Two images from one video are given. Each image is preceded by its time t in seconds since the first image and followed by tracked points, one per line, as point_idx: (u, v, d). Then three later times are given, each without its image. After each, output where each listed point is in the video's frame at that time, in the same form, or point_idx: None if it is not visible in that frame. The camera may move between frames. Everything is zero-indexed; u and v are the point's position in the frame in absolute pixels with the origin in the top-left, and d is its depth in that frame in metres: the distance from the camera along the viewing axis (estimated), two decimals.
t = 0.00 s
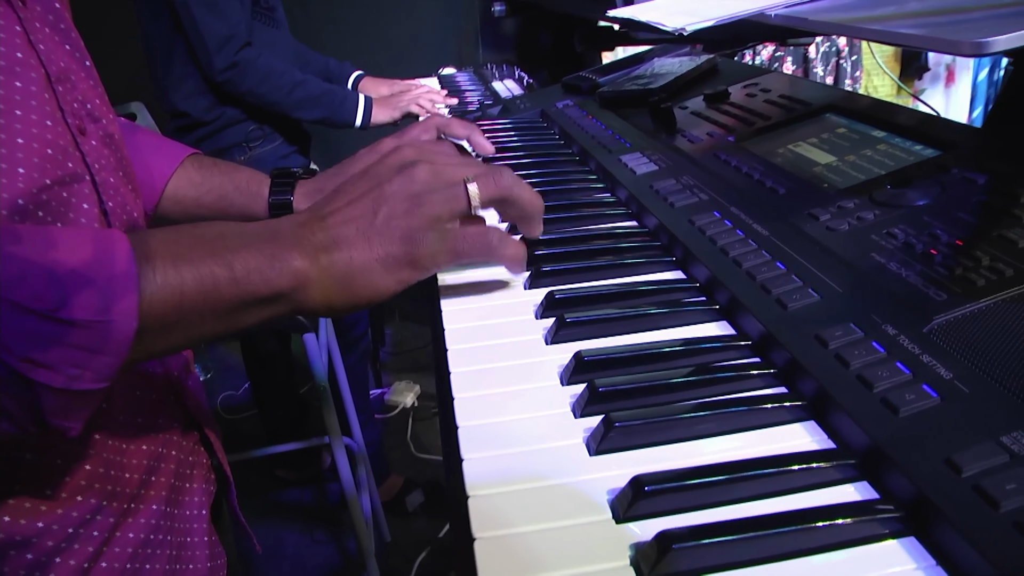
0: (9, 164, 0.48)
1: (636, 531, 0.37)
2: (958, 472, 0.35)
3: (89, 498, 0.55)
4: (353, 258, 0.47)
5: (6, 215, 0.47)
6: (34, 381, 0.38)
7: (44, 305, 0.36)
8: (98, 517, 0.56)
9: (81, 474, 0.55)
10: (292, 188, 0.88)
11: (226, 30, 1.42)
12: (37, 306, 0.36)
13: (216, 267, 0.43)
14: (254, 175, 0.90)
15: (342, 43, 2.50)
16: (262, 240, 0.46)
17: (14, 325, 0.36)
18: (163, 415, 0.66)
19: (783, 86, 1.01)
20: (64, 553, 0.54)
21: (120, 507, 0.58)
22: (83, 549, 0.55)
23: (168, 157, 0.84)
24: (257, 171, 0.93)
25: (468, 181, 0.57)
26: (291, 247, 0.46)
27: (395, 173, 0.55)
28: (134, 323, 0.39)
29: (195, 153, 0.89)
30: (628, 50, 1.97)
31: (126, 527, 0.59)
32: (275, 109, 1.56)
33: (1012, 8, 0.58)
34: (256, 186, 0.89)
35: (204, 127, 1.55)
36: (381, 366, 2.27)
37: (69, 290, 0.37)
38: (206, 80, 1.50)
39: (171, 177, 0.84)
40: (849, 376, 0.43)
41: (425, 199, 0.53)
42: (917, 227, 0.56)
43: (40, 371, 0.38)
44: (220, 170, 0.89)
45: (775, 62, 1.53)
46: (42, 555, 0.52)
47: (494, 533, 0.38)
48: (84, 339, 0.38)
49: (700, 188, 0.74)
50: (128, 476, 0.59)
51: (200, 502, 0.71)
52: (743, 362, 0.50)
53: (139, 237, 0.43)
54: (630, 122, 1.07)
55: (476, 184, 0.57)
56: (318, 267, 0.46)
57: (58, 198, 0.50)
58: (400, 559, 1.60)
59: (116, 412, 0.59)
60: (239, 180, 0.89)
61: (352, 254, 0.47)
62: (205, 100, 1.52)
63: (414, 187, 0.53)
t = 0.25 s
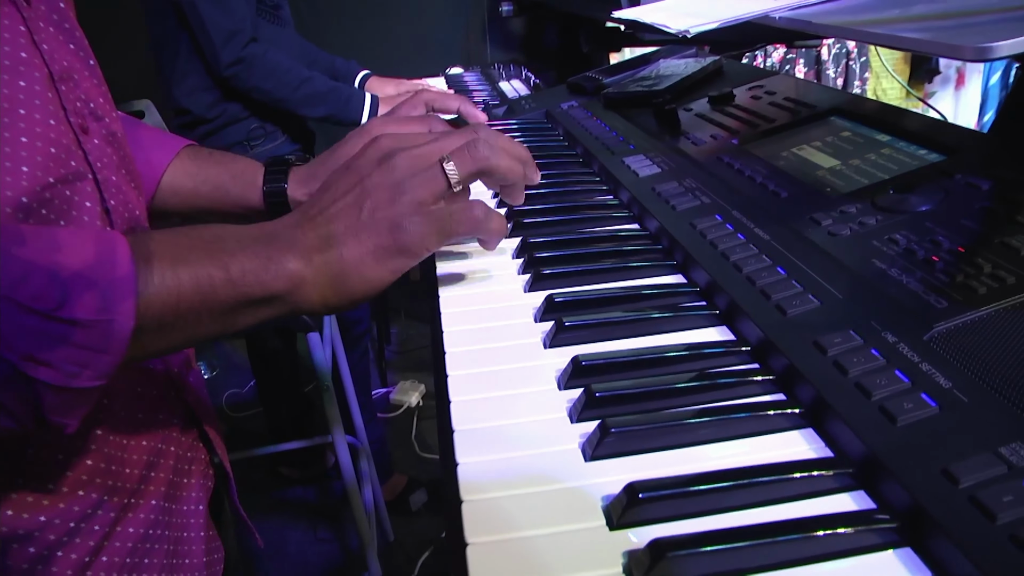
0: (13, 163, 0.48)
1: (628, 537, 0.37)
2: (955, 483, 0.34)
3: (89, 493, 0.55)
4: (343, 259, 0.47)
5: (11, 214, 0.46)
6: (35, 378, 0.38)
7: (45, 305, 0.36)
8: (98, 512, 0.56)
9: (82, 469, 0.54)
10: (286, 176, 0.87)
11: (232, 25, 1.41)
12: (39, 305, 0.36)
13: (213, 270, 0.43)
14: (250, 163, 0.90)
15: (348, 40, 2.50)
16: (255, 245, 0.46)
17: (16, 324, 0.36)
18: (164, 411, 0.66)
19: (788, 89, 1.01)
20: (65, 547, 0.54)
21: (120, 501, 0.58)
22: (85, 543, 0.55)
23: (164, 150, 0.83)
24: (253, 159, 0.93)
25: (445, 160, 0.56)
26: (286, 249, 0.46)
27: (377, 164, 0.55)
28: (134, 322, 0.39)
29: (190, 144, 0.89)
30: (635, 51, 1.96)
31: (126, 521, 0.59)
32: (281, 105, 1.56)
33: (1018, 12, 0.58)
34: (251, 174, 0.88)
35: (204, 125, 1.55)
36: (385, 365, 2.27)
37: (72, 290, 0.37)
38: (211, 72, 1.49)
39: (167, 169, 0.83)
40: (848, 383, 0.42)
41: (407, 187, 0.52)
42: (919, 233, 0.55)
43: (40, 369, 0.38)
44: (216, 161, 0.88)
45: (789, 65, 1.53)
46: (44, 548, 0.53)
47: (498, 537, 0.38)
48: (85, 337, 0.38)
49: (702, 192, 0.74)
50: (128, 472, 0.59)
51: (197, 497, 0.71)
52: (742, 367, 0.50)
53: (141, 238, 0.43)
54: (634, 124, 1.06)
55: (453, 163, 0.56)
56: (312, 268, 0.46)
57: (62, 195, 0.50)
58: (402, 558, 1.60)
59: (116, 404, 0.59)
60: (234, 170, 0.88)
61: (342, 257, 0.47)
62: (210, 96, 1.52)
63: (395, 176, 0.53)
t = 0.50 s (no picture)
0: (20, 143, 0.48)
1: (628, 536, 0.37)
2: (958, 487, 0.34)
3: (86, 473, 0.55)
4: (357, 238, 0.50)
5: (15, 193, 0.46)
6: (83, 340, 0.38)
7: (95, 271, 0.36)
8: (94, 492, 0.55)
9: (80, 449, 0.55)
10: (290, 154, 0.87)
11: (236, 20, 1.41)
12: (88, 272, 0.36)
13: (241, 248, 0.44)
14: (252, 142, 0.90)
15: (352, 36, 2.50)
16: (276, 230, 0.47)
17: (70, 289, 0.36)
18: (163, 396, 0.67)
19: (793, 87, 1.00)
20: (60, 526, 0.53)
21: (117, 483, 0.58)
22: (80, 521, 0.54)
23: (168, 134, 0.83)
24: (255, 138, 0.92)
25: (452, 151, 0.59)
26: (309, 234, 0.48)
27: (386, 155, 0.57)
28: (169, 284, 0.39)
29: (193, 127, 0.89)
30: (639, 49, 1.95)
31: (121, 504, 0.59)
32: (284, 101, 1.56)
33: None
34: (254, 153, 0.88)
35: (208, 118, 1.55)
36: (387, 361, 2.27)
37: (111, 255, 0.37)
38: (216, 67, 1.49)
39: (169, 151, 0.83)
40: (850, 385, 0.42)
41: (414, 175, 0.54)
42: (923, 234, 0.55)
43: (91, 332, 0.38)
44: (217, 141, 0.88)
45: (796, 62, 1.53)
46: (40, 527, 0.52)
47: (503, 536, 0.38)
48: (129, 307, 0.38)
49: (706, 190, 0.74)
50: (125, 453, 0.59)
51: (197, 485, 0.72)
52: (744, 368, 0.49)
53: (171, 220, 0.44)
54: (639, 121, 1.06)
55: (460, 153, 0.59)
56: (333, 249, 0.49)
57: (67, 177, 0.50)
58: (402, 554, 1.60)
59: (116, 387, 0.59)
60: (235, 149, 0.88)
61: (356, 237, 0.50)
62: (212, 90, 1.52)
63: (402, 166, 0.55)
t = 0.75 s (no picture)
0: (30, 137, 0.49)
1: (640, 543, 0.36)
2: (978, 496, 0.34)
3: (87, 463, 0.54)
4: (364, 254, 0.51)
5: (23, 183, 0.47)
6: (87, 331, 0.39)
7: (105, 261, 0.37)
8: (95, 484, 0.55)
9: (81, 440, 0.54)
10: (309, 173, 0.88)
11: (242, 15, 1.41)
12: (98, 261, 0.37)
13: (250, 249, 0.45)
14: (271, 158, 0.90)
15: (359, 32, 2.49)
16: (285, 231, 0.48)
17: (84, 278, 0.37)
18: (162, 392, 0.66)
19: (805, 86, 0.99)
20: (61, 518, 0.53)
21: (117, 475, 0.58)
22: (79, 514, 0.54)
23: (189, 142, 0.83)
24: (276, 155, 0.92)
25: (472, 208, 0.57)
26: (317, 240, 0.49)
27: (421, 196, 0.56)
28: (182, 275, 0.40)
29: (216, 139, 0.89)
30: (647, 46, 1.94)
31: (120, 499, 0.59)
32: (290, 97, 1.55)
33: None
34: (273, 169, 0.89)
35: (212, 115, 1.55)
36: (391, 357, 2.27)
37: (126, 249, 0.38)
38: (221, 63, 1.48)
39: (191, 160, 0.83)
40: (865, 391, 0.42)
41: (434, 222, 0.54)
42: (939, 237, 0.54)
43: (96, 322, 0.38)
44: (238, 154, 0.88)
45: (807, 59, 1.51)
46: (40, 516, 0.52)
47: (513, 541, 0.37)
48: (139, 300, 0.39)
49: (717, 190, 0.73)
50: (125, 448, 0.59)
51: (186, 487, 0.70)
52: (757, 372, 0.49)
53: (185, 215, 0.45)
54: (648, 120, 1.05)
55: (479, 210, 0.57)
56: (337, 258, 0.49)
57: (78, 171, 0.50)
58: (406, 551, 1.60)
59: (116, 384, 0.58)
60: (255, 163, 0.88)
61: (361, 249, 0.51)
62: (218, 86, 1.51)
63: (427, 212, 0.55)
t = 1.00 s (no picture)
0: (46, 136, 0.50)
1: (652, 556, 0.36)
2: (998, 508, 0.33)
3: (91, 464, 0.54)
4: (376, 252, 0.48)
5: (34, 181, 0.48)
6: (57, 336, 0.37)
7: (72, 265, 0.36)
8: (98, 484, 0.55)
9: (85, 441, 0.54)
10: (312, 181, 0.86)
11: (244, 18, 1.41)
12: (65, 264, 0.36)
13: (241, 247, 0.43)
14: (277, 166, 0.89)
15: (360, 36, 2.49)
16: (286, 226, 0.46)
17: (48, 281, 0.36)
18: (163, 394, 0.66)
19: (811, 89, 0.99)
20: (63, 517, 0.52)
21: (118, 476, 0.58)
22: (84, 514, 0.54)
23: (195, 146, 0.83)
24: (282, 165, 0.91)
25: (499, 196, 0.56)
26: (318, 236, 0.46)
27: (430, 181, 0.55)
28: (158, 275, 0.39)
29: (222, 147, 0.89)
30: (649, 49, 1.94)
31: (124, 498, 0.58)
32: (293, 100, 1.55)
33: None
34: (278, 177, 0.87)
35: (215, 118, 1.54)
36: (394, 360, 2.26)
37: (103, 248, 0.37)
38: (224, 66, 1.48)
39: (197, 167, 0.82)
40: (880, 399, 0.41)
41: (450, 209, 0.52)
42: (950, 241, 0.54)
43: (64, 328, 0.37)
44: (245, 162, 0.87)
45: (807, 62, 1.53)
46: (43, 516, 0.51)
47: (523, 553, 0.37)
48: (116, 301, 0.38)
49: (724, 194, 0.73)
50: (127, 450, 0.59)
51: (186, 488, 0.69)
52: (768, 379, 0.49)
53: (173, 211, 0.43)
54: (653, 123, 1.05)
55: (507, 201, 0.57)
56: (341, 255, 0.46)
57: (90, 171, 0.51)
58: (409, 555, 1.59)
59: (117, 386, 0.58)
60: (261, 173, 0.87)
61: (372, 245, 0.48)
62: (220, 90, 1.51)
63: (444, 199, 0.53)
